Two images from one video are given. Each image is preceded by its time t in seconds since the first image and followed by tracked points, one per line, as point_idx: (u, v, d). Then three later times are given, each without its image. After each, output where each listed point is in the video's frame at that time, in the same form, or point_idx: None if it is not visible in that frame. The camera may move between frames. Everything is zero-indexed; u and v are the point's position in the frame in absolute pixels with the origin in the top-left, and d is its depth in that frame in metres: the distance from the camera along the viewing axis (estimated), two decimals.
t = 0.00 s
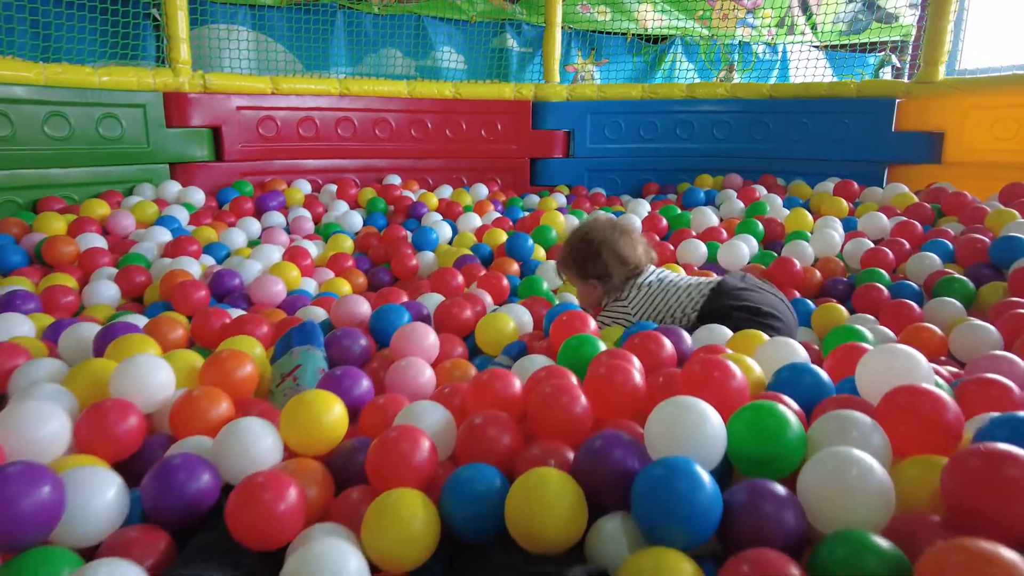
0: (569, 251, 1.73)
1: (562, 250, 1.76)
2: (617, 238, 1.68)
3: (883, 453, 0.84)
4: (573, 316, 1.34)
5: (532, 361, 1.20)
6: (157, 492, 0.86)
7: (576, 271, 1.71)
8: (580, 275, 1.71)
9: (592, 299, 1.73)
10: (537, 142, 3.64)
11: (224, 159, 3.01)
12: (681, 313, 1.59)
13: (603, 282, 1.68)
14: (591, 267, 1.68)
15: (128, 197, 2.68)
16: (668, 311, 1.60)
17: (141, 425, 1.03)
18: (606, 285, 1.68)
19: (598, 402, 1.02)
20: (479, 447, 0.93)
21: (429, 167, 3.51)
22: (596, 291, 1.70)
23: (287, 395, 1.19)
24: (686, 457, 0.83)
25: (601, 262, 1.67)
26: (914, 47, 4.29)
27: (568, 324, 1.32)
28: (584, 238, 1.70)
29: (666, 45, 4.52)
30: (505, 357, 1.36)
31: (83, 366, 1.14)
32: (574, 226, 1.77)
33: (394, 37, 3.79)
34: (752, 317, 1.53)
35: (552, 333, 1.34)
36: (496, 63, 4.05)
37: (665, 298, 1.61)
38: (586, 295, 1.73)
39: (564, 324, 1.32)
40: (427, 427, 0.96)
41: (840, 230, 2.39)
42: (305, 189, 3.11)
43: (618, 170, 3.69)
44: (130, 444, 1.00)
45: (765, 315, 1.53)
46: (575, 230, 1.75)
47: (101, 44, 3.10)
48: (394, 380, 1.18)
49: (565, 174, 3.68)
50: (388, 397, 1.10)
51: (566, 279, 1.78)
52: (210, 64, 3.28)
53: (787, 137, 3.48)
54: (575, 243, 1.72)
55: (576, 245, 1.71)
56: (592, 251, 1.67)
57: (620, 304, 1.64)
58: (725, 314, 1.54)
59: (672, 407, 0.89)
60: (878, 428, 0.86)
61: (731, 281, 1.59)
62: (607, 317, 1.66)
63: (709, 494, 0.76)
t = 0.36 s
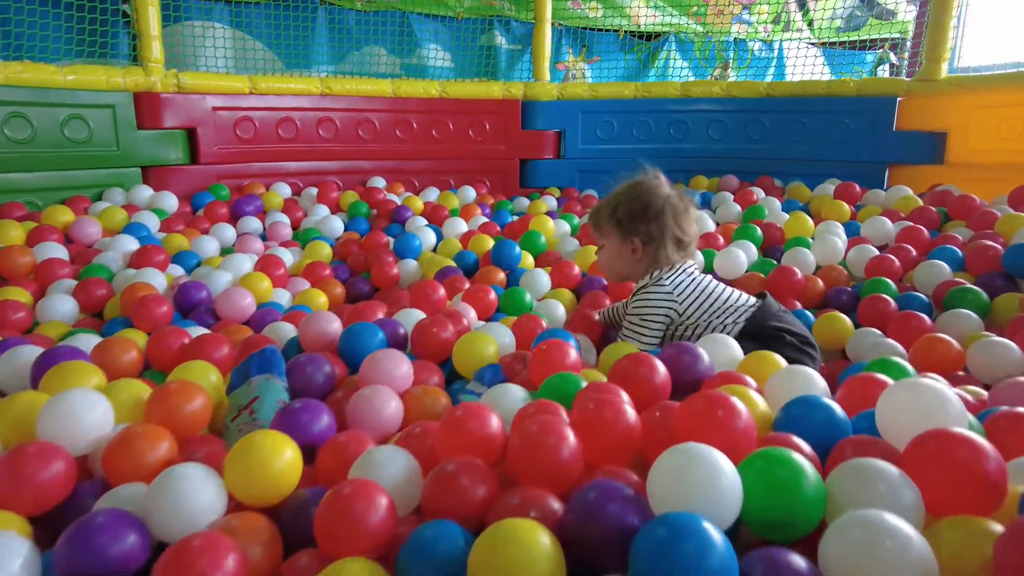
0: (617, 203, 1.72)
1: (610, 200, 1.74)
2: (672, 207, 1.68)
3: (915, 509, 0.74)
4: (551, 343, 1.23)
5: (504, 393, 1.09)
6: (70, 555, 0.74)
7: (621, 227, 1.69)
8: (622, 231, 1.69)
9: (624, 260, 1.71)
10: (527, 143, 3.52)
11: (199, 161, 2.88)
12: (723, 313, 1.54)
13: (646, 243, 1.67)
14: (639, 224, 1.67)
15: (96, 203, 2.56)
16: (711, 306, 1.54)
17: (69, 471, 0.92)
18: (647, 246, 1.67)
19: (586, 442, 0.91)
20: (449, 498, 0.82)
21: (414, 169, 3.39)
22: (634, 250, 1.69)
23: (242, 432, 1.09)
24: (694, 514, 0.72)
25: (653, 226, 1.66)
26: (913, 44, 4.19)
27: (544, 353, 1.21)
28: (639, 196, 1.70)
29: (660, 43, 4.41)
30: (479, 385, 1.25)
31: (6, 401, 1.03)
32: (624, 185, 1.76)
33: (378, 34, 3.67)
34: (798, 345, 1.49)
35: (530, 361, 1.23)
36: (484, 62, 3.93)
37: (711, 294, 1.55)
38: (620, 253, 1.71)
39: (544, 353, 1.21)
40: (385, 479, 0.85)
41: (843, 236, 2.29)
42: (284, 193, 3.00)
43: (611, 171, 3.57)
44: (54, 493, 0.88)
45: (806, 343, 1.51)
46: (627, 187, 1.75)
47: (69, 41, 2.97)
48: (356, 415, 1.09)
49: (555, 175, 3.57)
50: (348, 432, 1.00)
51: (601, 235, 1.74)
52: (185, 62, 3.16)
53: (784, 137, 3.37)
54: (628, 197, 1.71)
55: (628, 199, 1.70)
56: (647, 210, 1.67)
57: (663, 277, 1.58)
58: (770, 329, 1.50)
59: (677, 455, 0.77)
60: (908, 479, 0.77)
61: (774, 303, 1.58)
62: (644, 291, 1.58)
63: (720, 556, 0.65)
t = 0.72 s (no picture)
0: (624, 200, 1.62)
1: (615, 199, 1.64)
2: (681, 200, 1.59)
3: None
4: (520, 388, 1.14)
5: (456, 450, 1.00)
6: None
7: (630, 223, 1.59)
8: (632, 227, 1.58)
9: (635, 260, 1.59)
10: (517, 147, 3.41)
11: (176, 168, 2.77)
12: (734, 327, 1.47)
13: (659, 238, 1.56)
14: (649, 218, 1.57)
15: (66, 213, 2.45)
16: (725, 317, 1.47)
17: None
18: (660, 241, 1.56)
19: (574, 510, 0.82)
20: None
21: (401, 174, 3.30)
22: (645, 247, 1.58)
23: (206, 484, 0.98)
24: None
25: (664, 219, 1.56)
26: (911, 45, 4.11)
27: (512, 398, 1.12)
28: (647, 190, 1.60)
29: (654, 43, 4.32)
30: (435, 437, 1.14)
31: None
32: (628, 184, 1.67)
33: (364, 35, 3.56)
34: (800, 381, 1.40)
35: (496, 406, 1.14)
36: (473, 63, 3.83)
37: (726, 306, 1.49)
38: (631, 252, 1.60)
39: (512, 399, 1.12)
40: (343, 555, 0.77)
41: (844, 248, 2.22)
42: (265, 201, 2.90)
43: (603, 177, 3.48)
44: None
45: (807, 381, 1.43)
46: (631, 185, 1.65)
47: (40, 43, 2.86)
48: (305, 459, 1.01)
49: (546, 180, 3.47)
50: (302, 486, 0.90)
51: (608, 235, 1.64)
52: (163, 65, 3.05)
53: (781, 141, 3.29)
54: (635, 193, 1.61)
55: (635, 194, 1.61)
56: (656, 203, 1.57)
57: (691, 269, 1.50)
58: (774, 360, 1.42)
59: (689, 540, 0.68)
60: (937, 563, 0.69)
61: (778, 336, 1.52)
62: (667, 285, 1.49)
63: None
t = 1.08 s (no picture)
0: (624, 220, 1.54)
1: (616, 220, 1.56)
2: (684, 221, 1.51)
3: None
4: (504, 430, 1.05)
5: (434, 506, 0.91)
6: None
7: (629, 244, 1.51)
8: (631, 248, 1.50)
9: (634, 283, 1.51)
10: (506, 151, 3.31)
11: (150, 175, 2.66)
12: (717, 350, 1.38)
13: (658, 260, 1.47)
14: (649, 239, 1.48)
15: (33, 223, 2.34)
16: (704, 341, 1.40)
17: None
18: (660, 263, 1.47)
19: None
20: None
21: (386, 179, 3.19)
22: (643, 268, 1.49)
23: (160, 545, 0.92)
24: None
25: (664, 240, 1.48)
26: (905, 48, 4.05)
27: (495, 442, 1.03)
28: (648, 211, 1.52)
29: (645, 45, 4.23)
30: (409, 485, 1.04)
31: None
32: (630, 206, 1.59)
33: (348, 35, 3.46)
34: (794, 413, 1.30)
35: (477, 447, 1.05)
36: (461, 64, 3.73)
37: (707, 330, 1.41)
38: (630, 275, 1.51)
39: (495, 443, 1.03)
40: None
41: (846, 262, 2.14)
42: (244, 208, 2.80)
43: (595, 182, 3.39)
44: None
45: (804, 413, 1.31)
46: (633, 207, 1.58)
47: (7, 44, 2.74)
48: (266, 515, 0.93)
49: (536, 186, 3.36)
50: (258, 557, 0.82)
51: (607, 256, 1.56)
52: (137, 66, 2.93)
53: (776, 146, 3.21)
54: (636, 214, 1.53)
55: (636, 215, 1.53)
56: (657, 224, 1.49)
57: (664, 291, 1.44)
58: (765, 388, 1.32)
59: None
60: None
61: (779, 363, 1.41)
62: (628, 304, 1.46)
63: None
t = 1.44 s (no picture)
0: (609, 235, 1.46)
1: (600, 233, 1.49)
2: (671, 236, 1.42)
3: None
4: (482, 471, 0.98)
5: (396, 562, 0.85)
6: None
7: (611, 260, 1.43)
8: (613, 264, 1.42)
9: (616, 301, 1.43)
10: (490, 152, 3.20)
11: (116, 178, 2.55)
12: (701, 375, 1.28)
13: (640, 278, 1.39)
14: (632, 255, 1.40)
15: None
16: (686, 366, 1.30)
17: None
18: (643, 281, 1.39)
19: None
20: None
21: (366, 181, 3.09)
22: (625, 286, 1.41)
23: None
24: None
25: (648, 257, 1.39)
26: (896, 45, 3.98)
27: (471, 484, 0.96)
28: (633, 226, 1.44)
29: (633, 42, 4.14)
30: (376, 538, 0.98)
31: None
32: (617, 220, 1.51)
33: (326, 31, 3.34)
34: (788, 440, 1.20)
35: (451, 487, 0.99)
36: (443, 61, 3.61)
37: (689, 352, 1.31)
38: (612, 292, 1.43)
39: (472, 486, 0.96)
40: None
41: (844, 269, 2.06)
42: (216, 212, 2.71)
43: (582, 183, 3.29)
44: None
45: (800, 438, 1.21)
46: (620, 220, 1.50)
47: None
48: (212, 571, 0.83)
49: (521, 187, 3.26)
50: None
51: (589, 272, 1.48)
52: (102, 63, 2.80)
53: (768, 146, 3.12)
54: (620, 228, 1.45)
55: (621, 229, 1.45)
56: (642, 240, 1.41)
57: (641, 313, 1.36)
58: (755, 413, 1.22)
59: None
60: None
61: (774, 383, 1.30)
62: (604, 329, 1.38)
63: None
